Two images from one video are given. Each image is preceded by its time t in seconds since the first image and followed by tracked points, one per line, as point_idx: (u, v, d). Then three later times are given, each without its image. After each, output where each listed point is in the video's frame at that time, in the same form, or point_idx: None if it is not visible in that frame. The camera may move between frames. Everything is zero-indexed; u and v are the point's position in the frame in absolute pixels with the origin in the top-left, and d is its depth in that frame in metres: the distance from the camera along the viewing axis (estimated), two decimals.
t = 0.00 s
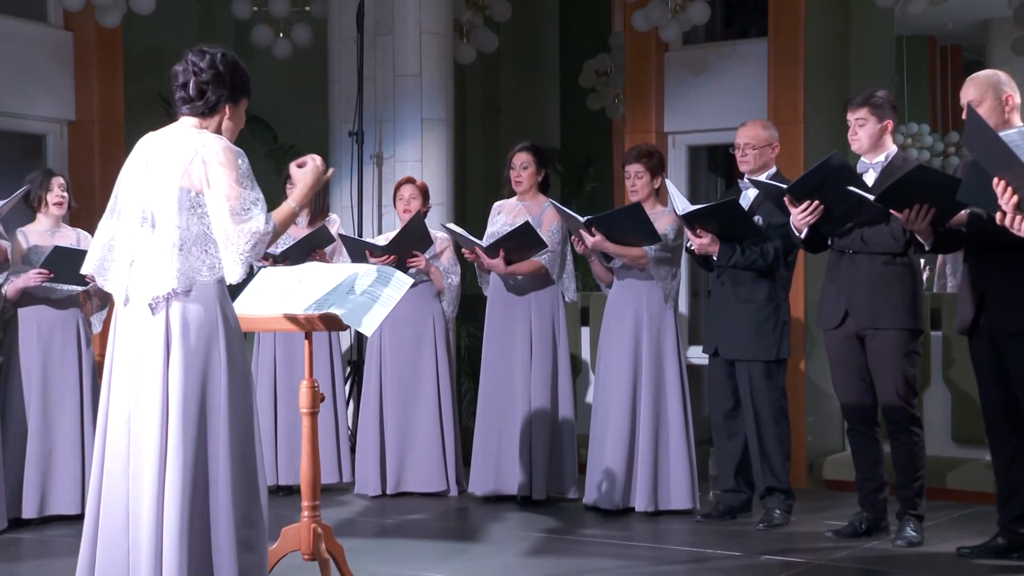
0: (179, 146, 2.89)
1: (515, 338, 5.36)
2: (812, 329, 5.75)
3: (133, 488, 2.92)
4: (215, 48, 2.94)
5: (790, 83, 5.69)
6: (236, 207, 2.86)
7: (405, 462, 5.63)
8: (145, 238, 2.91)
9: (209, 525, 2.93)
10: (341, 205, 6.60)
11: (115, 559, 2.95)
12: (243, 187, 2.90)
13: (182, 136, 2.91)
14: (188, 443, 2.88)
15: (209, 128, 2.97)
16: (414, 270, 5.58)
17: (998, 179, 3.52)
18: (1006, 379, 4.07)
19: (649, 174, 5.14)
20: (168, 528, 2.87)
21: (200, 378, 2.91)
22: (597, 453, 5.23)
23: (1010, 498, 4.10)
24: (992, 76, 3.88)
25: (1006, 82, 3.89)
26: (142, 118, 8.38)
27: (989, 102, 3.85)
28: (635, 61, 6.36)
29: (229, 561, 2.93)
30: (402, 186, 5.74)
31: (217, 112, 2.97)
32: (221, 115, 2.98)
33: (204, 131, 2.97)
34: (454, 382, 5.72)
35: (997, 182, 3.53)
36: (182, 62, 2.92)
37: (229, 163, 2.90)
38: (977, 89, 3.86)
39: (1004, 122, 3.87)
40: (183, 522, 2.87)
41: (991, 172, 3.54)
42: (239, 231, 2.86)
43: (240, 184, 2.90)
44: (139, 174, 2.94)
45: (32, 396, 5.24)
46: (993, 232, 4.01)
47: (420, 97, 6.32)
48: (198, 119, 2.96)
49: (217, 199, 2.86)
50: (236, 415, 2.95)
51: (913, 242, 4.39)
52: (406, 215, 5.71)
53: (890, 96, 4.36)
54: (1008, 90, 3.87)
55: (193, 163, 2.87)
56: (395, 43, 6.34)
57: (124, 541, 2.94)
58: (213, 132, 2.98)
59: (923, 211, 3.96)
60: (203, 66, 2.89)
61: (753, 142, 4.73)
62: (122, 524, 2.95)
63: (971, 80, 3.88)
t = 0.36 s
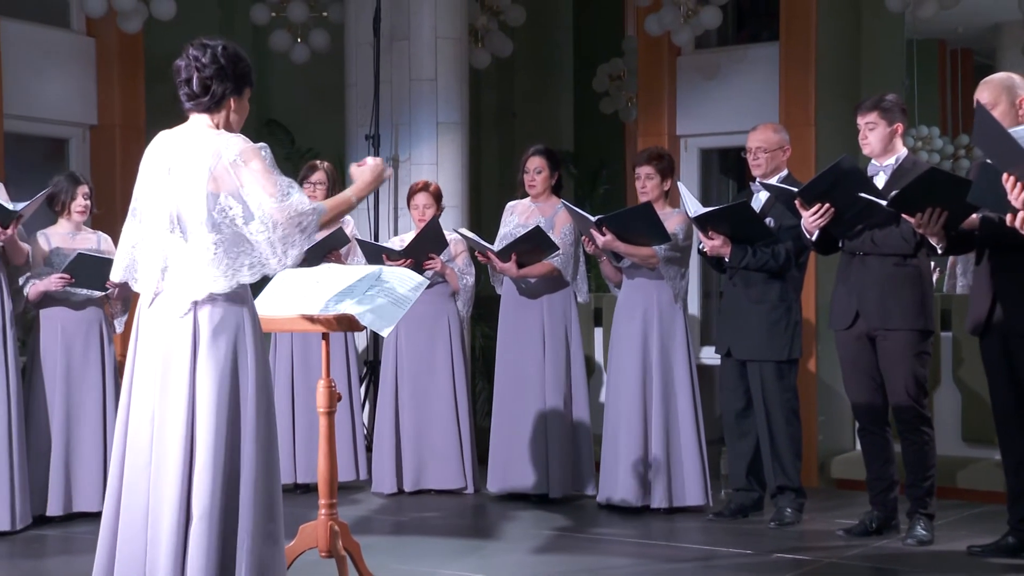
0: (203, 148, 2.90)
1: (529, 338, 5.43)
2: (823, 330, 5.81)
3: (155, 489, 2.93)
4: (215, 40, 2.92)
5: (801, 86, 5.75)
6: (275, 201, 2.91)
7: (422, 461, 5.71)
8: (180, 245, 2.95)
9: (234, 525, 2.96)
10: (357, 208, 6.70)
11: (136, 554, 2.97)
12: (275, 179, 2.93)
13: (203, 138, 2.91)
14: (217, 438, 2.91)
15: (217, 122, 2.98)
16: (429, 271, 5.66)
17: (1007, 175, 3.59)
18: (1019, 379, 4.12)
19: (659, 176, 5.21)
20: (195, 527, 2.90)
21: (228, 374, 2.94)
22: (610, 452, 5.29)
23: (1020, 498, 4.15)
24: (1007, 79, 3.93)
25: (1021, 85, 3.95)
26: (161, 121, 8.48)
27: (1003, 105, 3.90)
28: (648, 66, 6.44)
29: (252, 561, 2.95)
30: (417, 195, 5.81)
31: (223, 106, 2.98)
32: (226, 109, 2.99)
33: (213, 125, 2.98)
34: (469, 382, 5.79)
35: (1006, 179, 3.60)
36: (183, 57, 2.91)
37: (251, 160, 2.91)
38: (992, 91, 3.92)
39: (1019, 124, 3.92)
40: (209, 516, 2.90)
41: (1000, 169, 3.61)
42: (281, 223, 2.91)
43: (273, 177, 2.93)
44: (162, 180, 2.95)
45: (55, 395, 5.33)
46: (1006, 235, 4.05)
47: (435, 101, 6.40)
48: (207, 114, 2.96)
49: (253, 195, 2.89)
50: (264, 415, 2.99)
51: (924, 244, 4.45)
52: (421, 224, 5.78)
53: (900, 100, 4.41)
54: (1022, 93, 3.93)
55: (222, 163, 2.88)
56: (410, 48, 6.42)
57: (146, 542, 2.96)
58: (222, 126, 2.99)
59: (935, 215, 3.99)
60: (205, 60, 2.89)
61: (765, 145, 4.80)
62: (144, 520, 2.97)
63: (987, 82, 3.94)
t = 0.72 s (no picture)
0: (225, 141, 2.88)
1: (540, 338, 5.50)
2: (832, 329, 5.87)
3: (182, 487, 2.91)
4: (225, 39, 2.89)
5: (810, 89, 5.81)
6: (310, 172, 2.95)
7: (435, 459, 5.79)
8: (221, 244, 2.90)
9: (263, 519, 2.97)
10: (371, 209, 6.78)
11: (163, 549, 2.93)
12: (299, 153, 2.97)
13: (225, 134, 2.89)
14: (242, 428, 2.90)
15: (237, 119, 2.98)
16: (442, 271, 5.73)
17: (1017, 179, 3.63)
18: None
19: (665, 177, 5.26)
20: (225, 519, 2.88)
21: (250, 364, 2.93)
22: (620, 450, 5.35)
23: None
24: (1020, 82, 3.98)
25: None
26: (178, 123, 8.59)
27: (1017, 107, 3.95)
28: (659, 68, 6.51)
29: (281, 549, 2.97)
30: (428, 197, 5.88)
31: (241, 103, 2.97)
32: (242, 108, 2.98)
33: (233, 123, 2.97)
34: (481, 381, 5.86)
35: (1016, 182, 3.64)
36: (196, 58, 2.89)
37: (276, 146, 2.94)
38: (1005, 94, 3.97)
39: None
40: (239, 505, 2.88)
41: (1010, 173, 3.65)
42: (320, 188, 2.96)
43: (298, 154, 2.97)
44: (188, 181, 2.90)
45: (74, 393, 5.42)
46: (1016, 234, 4.10)
47: (449, 103, 6.48)
48: (226, 113, 2.95)
49: (287, 172, 2.94)
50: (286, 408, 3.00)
51: (932, 244, 4.49)
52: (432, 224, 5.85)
53: (908, 102, 4.47)
54: None
55: (252, 150, 2.88)
56: (424, 51, 6.50)
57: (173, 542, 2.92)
58: (242, 122, 2.99)
59: (943, 216, 4.03)
60: (220, 61, 2.87)
61: (772, 152, 4.85)
62: (169, 516, 2.93)
63: (1000, 85, 3.99)
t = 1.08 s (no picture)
0: (234, 146, 2.96)
1: (552, 337, 5.56)
2: (842, 329, 5.91)
3: (203, 486, 2.98)
4: (237, 48, 2.96)
5: (820, 91, 5.86)
6: (303, 198, 3.01)
7: (447, 457, 5.85)
8: (217, 244, 2.98)
9: (284, 514, 3.07)
10: (386, 210, 6.86)
11: (188, 544, 3.00)
12: (301, 177, 3.03)
13: (234, 138, 2.98)
14: (257, 424, 2.98)
15: (248, 127, 3.05)
16: (454, 272, 5.80)
17: None
18: None
19: (671, 180, 5.33)
20: (245, 513, 2.95)
21: (262, 361, 3.01)
22: (629, 448, 5.41)
23: None
24: None
25: None
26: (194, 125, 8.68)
27: None
28: (671, 70, 6.57)
29: (301, 537, 3.07)
30: (440, 198, 5.95)
31: (252, 110, 3.04)
32: (252, 115, 3.05)
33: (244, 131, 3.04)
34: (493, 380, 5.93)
35: None
36: (209, 68, 2.95)
37: (283, 158, 3.02)
38: (1018, 97, 4.01)
39: None
40: (257, 498, 2.96)
41: None
42: (309, 218, 3.01)
43: (299, 177, 3.03)
44: (195, 180, 2.97)
45: (92, 392, 5.49)
46: None
47: (463, 106, 6.55)
48: (238, 121, 3.02)
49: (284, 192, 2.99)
50: (299, 404, 3.10)
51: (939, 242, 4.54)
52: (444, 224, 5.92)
53: (915, 105, 4.52)
54: None
55: (257, 159, 2.97)
56: (439, 55, 6.57)
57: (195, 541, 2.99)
58: (253, 130, 3.06)
59: (951, 219, 4.11)
60: (232, 70, 2.94)
61: (781, 154, 4.90)
62: (191, 512, 2.99)
63: (1013, 88, 4.03)
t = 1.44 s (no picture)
0: (231, 150, 3.10)
1: (562, 337, 5.63)
2: (851, 329, 5.96)
3: (208, 485, 3.10)
4: (230, 61, 3.10)
5: (829, 94, 5.92)
6: (285, 204, 3.09)
7: (459, 456, 5.92)
8: (208, 240, 3.10)
9: (287, 510, 3.17)
10: (399, 211, 6.93)
11: (195, 540, 3.12)
12: (288, 186, 3.12)
13: (230, 143, 3.11)
14: (253, 425, 3.08)
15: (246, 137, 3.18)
16: (466, 271, 5.87)
17: None
18: None
19: (678, 183, 5.39)
20: (244, 512, 3.06)
21: (258, 364, 3.11)
22: (637, 447, 5.46)
23: None
24: None
25: None
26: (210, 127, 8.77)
27: None
28: (680, 73, 6.64)
29: (301, 536, 3.17)
30: (453, 198, 6.01)
31: (250, 120, 3.17)
32: (254, 123, 3.18)
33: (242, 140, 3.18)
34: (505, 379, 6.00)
35: None
36: (205, 82, 3.11)
37: (275, 164, 3.12)
38: None
39: None
40: (255, 498, 3.06)
41: None
42: (291, 224, 3.09)
43: (286, 184, 3.12)
44: (193, 180, 3.12)
45: (109, 389, 5.58)
46: None
47: (474, 109, 6.63)
48: (236, 131, 3.16)
49: (268, 196, 3.08)
50: (298, 404, 3.20)
51: (946, 242, 4.58)
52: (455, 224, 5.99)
53: (923, 108, 4.57)
54: None
55: (246, 162, 3.08)
56: (450, 58, 6.65)
57: (202, 539, 3.12)
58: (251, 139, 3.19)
59: (959, 218, 4.14)
60: (224, 82, 3.08)
61: (788, 156, 4.96)
62: (197, 509, 3.12)
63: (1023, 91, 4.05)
